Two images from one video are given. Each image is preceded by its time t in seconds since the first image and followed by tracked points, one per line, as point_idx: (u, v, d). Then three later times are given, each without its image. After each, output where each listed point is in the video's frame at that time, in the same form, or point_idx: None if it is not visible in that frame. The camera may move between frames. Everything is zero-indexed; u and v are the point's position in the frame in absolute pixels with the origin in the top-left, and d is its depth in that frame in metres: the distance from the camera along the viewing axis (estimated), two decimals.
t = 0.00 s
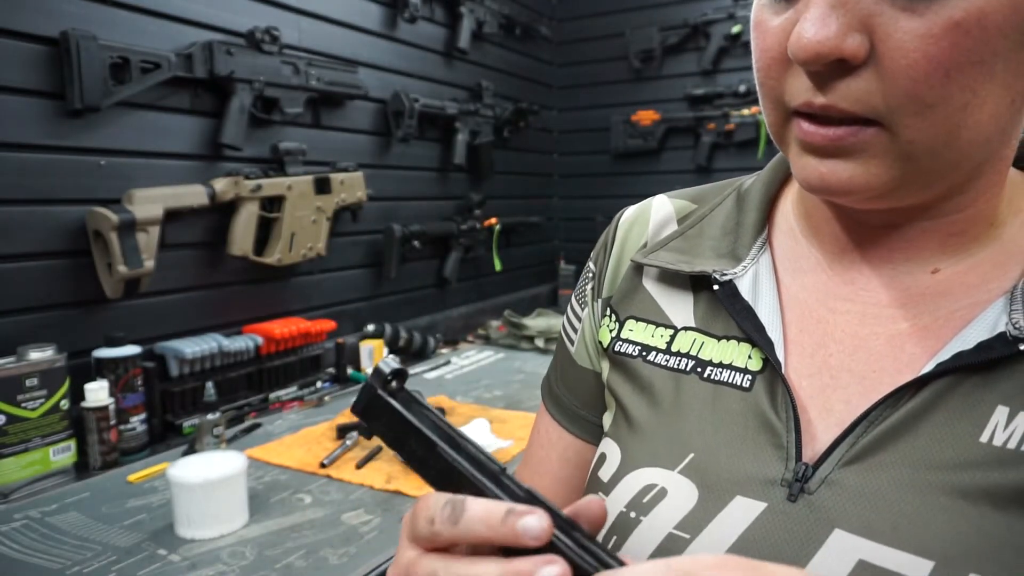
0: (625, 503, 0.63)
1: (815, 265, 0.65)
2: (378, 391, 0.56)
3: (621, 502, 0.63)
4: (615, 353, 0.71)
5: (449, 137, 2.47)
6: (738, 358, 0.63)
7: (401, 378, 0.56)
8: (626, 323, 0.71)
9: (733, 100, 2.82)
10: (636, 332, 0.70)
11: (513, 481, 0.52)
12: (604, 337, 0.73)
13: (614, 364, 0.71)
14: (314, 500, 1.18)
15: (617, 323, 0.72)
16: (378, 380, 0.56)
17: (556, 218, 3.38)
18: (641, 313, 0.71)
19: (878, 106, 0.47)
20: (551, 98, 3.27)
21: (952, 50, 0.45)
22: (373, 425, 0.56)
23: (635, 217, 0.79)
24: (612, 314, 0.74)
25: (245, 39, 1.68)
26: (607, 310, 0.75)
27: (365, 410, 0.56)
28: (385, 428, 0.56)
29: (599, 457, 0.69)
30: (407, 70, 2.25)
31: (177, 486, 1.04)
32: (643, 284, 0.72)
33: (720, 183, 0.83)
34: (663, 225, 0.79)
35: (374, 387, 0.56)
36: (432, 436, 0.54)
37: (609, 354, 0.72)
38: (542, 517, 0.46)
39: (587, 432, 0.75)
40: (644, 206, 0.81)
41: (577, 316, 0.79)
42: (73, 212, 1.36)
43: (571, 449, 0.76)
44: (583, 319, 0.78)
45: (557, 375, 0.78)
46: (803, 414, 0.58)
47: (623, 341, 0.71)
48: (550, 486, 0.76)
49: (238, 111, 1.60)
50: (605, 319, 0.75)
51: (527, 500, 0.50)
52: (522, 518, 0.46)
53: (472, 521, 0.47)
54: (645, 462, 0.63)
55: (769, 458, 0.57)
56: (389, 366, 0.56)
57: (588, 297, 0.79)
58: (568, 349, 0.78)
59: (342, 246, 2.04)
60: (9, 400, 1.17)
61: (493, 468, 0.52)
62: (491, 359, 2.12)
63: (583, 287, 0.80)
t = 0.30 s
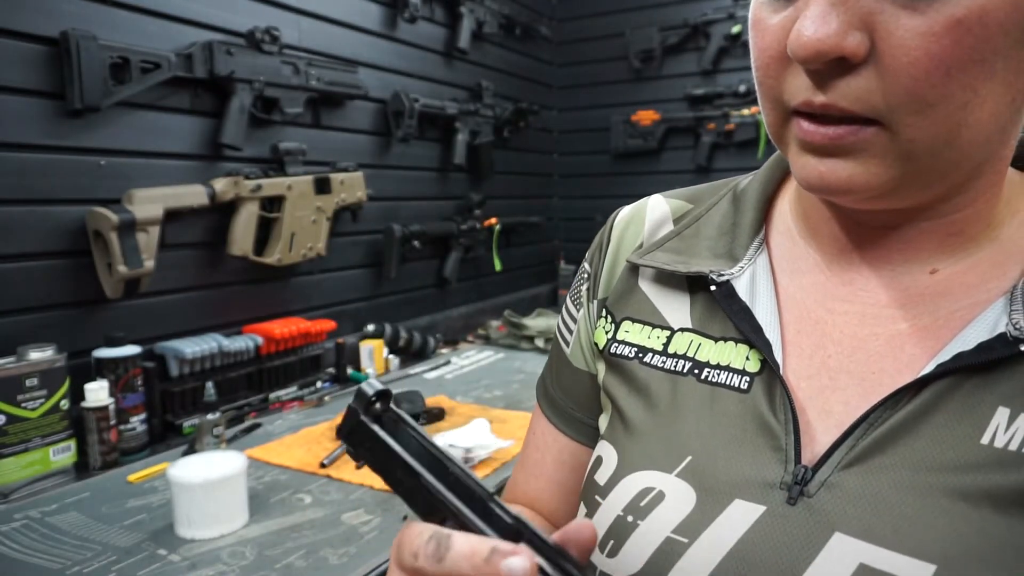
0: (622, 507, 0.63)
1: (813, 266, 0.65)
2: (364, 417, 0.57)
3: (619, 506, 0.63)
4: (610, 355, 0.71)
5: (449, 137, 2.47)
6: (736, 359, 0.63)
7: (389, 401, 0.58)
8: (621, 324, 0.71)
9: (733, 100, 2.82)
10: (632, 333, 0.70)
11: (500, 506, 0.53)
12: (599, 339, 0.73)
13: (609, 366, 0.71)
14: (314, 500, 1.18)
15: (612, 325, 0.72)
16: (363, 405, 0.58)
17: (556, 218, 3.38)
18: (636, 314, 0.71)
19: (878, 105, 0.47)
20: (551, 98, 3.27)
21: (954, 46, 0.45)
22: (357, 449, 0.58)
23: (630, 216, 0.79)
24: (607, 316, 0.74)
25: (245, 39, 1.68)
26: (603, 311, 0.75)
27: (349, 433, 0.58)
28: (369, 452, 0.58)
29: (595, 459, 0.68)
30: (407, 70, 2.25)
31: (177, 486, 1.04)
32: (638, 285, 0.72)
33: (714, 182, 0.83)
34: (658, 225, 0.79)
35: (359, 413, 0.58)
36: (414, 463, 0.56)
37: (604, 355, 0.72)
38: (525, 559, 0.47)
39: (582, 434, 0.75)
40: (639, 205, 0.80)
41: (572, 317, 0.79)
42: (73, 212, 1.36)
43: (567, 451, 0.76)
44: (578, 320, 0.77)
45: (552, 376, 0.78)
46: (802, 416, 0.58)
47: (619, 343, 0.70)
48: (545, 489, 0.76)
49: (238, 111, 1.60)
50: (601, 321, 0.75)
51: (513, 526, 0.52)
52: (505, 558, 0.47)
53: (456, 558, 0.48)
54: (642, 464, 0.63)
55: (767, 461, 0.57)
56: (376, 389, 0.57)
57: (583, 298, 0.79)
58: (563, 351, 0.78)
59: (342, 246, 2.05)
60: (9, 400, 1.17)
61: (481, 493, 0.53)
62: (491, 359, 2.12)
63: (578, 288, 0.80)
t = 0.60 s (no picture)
0: (619, 513, 0.63)
1: (811, 270, 0.64)
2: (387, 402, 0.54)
3: (616, 511, 0.63)
4: (606, 359, 0.71)
5: (449, 137, 2.47)
6: (734, 364, 0.63)
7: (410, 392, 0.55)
8: (617, 327, 0.71)
9: (733, 100, 2.82)
10: (628, 337, 0.70)
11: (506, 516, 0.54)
12: (595, 342, 0.73)
13: (605, 370, 0.71)
14: (314, 500, 1.18)
15: (609, 328, 0.72)
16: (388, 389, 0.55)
17: (556, 218, 3.38)
18: (633, 317, 0.71)
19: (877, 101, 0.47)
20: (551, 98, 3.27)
21: (953, 42, 0.45)
22: (375, 434, 0.56)
23: (626, 219, 0.79)
24: (604, 319, 0.74)
25: (245, 39, 1.68)
26: (599, 314, 0.75)
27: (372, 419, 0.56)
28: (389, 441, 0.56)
29: (591, 464, 0.68)
30: (408, 70, 2.25)
31: (177, 486, 1.04)
32: (635, 288, 0.72)
33: (710, 183, 0.83)
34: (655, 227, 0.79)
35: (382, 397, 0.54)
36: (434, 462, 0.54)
37: (601, 359, 0.72)
38: None
39: (578, 437, 0.75)
40: (635, 207, 0.80)
41: (567, 318, 0.79)
42: (73, 212, 1.36)
43: (562, 455, 0.76)
44: (574, 322, 0.77)
45: (546, 378, 0.78)
46: (800, 420, 0.58)
47: (616, 347, 0.70)
48: (539, 492, 0.76)
49: (238, 112, 1.60)
50: (597, 324, 0.75)
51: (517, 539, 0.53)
52: None
53: (460, 567, 0.49)
54: (640, 470, 0.63)
55: (766, 466, 0.57)
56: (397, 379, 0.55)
57: (579, 301, 0.78)
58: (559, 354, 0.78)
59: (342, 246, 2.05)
60: (9, 400, 1.17)
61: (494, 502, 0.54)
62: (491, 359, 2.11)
63: (573, 290, 0.80)
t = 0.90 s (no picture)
0: (621, 515, 0.62)
1: (813, 270, 0.64)
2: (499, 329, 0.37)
3: (618, 514, 0.62)
4: (606, 358, 0.71)
5: (449, 137, 2.47)
6: (737, 366, 0.63)
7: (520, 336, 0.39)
8: (616, 326, 0.72)
9: (734, 100, 2.82)
10: (628, 337, 0.70)
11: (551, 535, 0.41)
12: (593, 340, 0.74)
13: (604, 369, 0.71)
14: (314, 500, 1.18)
15: (607, 326, 0.73)
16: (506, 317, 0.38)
17: (556, 217, 3.39)
18: (632, 316, 0.71)
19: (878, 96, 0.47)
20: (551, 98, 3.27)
21: (954, 35, 0.45)
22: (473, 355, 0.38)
23: (630, 216, 0.79)
24: (602, 317, 0.74)
25: (245, 39, 1.68)
26: (598, 312, 0.75)
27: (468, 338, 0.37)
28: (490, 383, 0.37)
29: (591, 466, 0.68)
30: (407, 70, 2.25)
31: (176, 486, 1.04)
32: (635, 287, 0.72)
33: (710, 183, 0.83)
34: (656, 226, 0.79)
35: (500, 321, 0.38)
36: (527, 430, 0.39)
37: (598, 358, 0.72)
38: None
39: (558, 429, 0.75)
40: (637, 205, 0.80)
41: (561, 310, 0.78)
42: (73, 212, 1.36)
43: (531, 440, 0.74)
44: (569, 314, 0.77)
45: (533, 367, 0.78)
46: (804, 422, 0.58)
47: (615, 346, 0.71)
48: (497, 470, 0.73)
49: (238, 112, 1.60)
50: (595, 322, 0.75)
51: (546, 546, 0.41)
52: None
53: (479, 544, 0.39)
54: (642, 472, 0.62)
55: (769, 468, 0.57)
56: (522, 314, 0.38)
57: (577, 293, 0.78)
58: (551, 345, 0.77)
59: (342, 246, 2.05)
60: (9, 400, 1.17)
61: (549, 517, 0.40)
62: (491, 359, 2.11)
63: (571, 283, 0.79)
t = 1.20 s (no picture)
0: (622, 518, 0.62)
1: (814, 270, 0.64)
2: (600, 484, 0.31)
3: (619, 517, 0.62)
4: (605, 357, 0.71)
5: (449, 137, 2.47)
6: (739, 366, 0.63)
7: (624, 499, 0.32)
8: (615, 324, 0.72)
9: (733, 100, 2.82)
10: (627, 335, 0.70)
11: None
12: (592, 338, 0.74)
13: (602, 367, 0.72)
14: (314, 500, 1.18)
15: (606, 324, 0.73)
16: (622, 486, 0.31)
17: (556, 217, 3.39)
18: (631, 314, 0.71)
19: (901, 86, 0.47)
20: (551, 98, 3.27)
21: (979, 23, 0.46)
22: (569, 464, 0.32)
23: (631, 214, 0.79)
24: (601, 315, 0.74)
25: (245, 39, 1.68)
26: (596, 310, 0.76)
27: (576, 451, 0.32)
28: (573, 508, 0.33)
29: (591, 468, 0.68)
30: (407, 70, 2.25)
31: (176, 486, 1.04)
32: (634, 284, 0.73)
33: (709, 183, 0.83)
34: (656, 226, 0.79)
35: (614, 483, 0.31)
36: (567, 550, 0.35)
37: (596, 356, 0.72)
38: None
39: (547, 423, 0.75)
40: (638, 204, 0.81)
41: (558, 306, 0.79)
42: (73, 212, 1.36)
43: (515, 427, 0.75)
44: (566, 310, 0.78)
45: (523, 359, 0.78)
46: (807, 423, 0.58)
47: (614, 345, 0.71)
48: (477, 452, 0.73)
49: (238, 111, 1.60)
50: (593, 320, 0.75)
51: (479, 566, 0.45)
52: None
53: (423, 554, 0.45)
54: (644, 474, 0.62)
55: (772, 469, 0.57)
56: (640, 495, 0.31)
57: (574, 289, 0.79)
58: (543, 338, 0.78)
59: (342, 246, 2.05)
60: (9, 400, 1.17)
61: None
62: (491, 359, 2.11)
63: (569, 278, 0.80)
